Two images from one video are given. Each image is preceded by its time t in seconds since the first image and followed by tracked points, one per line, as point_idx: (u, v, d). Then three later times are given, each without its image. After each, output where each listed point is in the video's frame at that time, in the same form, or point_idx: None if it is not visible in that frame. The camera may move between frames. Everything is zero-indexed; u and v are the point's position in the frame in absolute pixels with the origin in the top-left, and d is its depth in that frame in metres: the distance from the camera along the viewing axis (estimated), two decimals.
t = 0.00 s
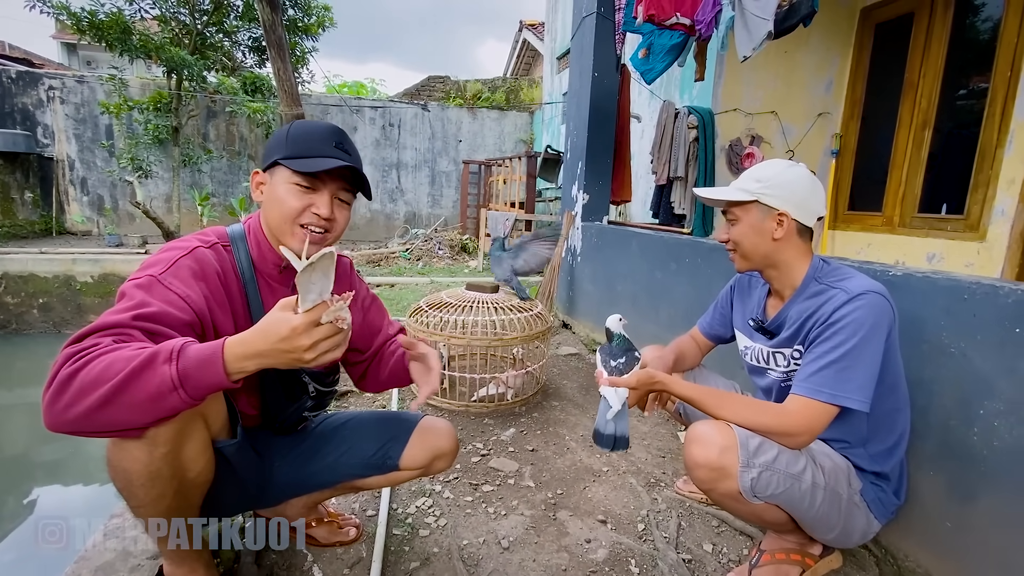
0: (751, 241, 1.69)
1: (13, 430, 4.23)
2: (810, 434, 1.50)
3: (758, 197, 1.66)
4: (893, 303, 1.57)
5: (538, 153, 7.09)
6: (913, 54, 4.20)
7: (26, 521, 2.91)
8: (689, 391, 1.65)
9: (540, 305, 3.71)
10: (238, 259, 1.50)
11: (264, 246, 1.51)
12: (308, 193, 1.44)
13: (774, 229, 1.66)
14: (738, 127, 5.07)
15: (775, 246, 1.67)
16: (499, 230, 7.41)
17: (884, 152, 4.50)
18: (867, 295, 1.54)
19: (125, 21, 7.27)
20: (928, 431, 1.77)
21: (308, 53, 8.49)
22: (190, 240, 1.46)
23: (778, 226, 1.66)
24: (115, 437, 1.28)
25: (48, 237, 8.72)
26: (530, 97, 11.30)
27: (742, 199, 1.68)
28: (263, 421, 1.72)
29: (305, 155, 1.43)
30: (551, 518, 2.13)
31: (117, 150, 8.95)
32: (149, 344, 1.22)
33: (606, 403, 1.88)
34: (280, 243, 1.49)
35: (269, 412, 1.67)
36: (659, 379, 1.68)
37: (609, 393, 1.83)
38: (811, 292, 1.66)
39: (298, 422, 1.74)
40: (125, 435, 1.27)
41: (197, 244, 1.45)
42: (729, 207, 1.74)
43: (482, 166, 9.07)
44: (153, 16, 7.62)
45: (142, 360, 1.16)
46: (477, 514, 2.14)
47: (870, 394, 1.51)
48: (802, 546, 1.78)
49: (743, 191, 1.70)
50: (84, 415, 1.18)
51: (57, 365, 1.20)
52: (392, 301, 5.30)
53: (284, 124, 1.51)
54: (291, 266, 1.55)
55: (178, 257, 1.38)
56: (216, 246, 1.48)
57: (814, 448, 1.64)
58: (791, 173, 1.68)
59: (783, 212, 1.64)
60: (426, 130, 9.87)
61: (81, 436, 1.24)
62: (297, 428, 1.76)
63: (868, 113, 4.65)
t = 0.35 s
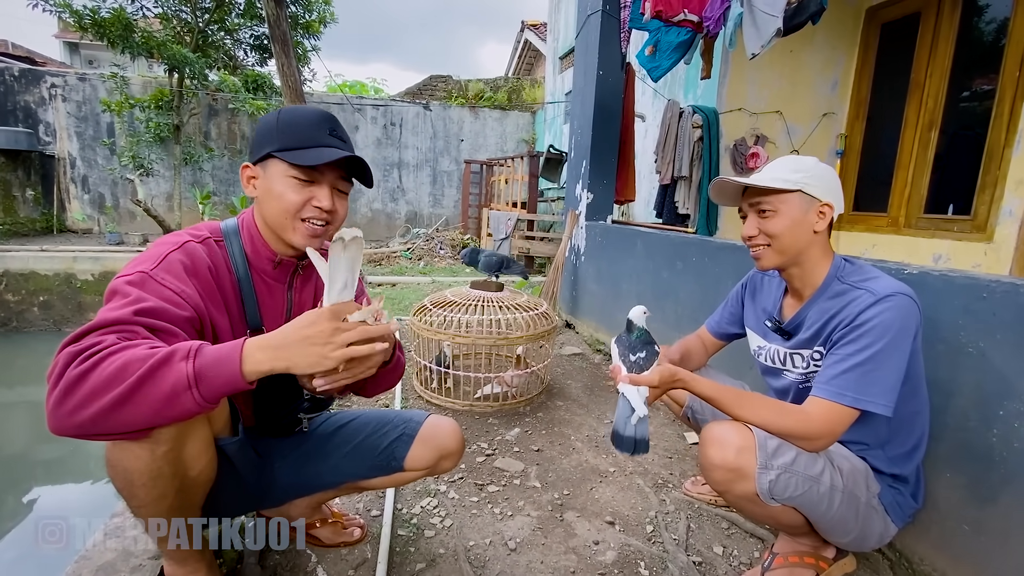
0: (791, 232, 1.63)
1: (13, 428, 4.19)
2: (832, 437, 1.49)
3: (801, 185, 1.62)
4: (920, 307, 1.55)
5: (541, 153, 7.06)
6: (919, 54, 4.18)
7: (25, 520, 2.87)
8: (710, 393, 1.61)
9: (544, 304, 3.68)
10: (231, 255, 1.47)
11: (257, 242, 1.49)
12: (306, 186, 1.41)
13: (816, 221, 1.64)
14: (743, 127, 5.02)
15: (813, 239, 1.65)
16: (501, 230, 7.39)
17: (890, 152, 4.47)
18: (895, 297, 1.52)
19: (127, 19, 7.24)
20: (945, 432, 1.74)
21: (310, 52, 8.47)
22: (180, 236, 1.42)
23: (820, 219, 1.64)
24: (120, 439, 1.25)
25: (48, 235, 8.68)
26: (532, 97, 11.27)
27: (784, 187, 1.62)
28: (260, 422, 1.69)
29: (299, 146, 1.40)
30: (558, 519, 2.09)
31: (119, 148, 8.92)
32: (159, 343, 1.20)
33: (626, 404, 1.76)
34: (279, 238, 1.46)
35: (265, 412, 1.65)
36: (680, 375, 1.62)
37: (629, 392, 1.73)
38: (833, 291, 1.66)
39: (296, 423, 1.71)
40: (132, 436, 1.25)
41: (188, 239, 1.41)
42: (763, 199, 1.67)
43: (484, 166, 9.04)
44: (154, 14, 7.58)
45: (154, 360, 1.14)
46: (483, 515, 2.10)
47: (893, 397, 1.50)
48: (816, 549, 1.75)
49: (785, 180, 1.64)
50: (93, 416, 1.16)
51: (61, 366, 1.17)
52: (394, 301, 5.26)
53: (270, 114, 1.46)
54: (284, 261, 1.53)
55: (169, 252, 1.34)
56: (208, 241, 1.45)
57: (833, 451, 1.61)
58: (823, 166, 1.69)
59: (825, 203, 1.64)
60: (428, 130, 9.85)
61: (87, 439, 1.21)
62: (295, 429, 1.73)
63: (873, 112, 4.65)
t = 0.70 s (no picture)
0: (800, 234, 1.62)
1: (18, 427, 4.21)
2: (824, 436, 1.49)
3: (808, 186, 1.61)
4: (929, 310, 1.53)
5: (545, 154, 7.05)
6: (925, 56, 4.16)
7: (29, 519, 2.88)
8: (705, 396, 1.57)
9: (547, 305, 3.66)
10: (227, 256, 1.47)
11: (254, 243, 1.50)
12: (322, 180, 1.46)
13: (823, 222, 1.62)
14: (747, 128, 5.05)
15: (820, 241, 1.64)
16: (505, 231, 7.39)
17: (896, 154, 4.45)
18: (904, 300, 1.50)
19: (133, 20, 7.27)
20: (953, 435, 1.72)
21: (314, 53, 8.49)
22: (176, 236, 1.41)
23: (827, 219, 1.63)
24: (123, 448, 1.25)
25: (54, 235, 8.73)
26: (536, 98, 11.26)
27: (790, 188, 1.60)
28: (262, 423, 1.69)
29: (305, 142, 1.43)
30: (560, 521, 2.08)
31: (125, 149, 8.95)
32: (158, 347, 1.20)
33: (618, 421, 1.73)
34: (300, 236, 1.50)
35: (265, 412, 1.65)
36: (672, 382, 1.60)
37: (621, 408, 1.71)
38: (841, 292, 1.64)
39: (297, 425, 1.70)
40: (136, 443, 1.24)
41: (184, 240, 1.40)
42: (770, 200, 1.65)
43: (488, 167, 9.03)
44: (160, 15, 7.61)
45: (155, 363, 1.14)
46: (485, 516, 2.09)
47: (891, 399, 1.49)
48: (821, 552, 1.73)
49: (793, 180, 1.62)
50: (95, 423, 1.15)
51: (58, 376, 1.17)
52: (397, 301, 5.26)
53: (256, 115, 1.43)
54: (282, 261, 1.53)
55: (164, 254, 1.33)
56: (204, 243, 1.44)
57: (834, 452, 1.60)
58: (831, 166, 1.67)
59: (833, 204, 1.62)
60: (432, 131, 9.86)
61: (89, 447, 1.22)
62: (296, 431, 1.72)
63: (879, 113, 4.60)
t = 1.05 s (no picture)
0: (769, 241, 1.65)
1: (28, 427, 4.26)
2: (825, 441, 1.47)
3: (782, 194, 1.63)
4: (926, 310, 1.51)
5: (549, 156, 7.06)
6: (933, 56, 4.12)
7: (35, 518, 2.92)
8: (700, 399, 1.59)
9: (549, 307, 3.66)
10: (221, 261, 1.48)
11: (247, 246, 1.52)
12: (319, 181, 1.49)
13: (796, 230, 1.62)
14: (752, 129, 4.94)
15: (794, 248, 1.64)
16: (510, 233, 7.40)
17: (903, 155, 4.41)
18: (899, 300, 1.48)
19: (142, 25, 7.37)
20: (954, 439, 1.70)
21: (321, 56, 8.55)
22: (170, 243, 1.43)
23: (800, 227, 1.62)
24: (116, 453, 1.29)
25: (66, 237, 8.84)
26: (541, 100, 11.26)
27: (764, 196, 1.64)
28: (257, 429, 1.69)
29: (296, 146, 1.46)
30: (558, 523, 2.07)
31: (135, 152, 9.06)
32: (163, 365, 1.24)
33: (614, 423, 1.75)
34: (299, 238, 1.52)
35: (259, 418, 1.64)
36: (667, 385, 1.62)
37: (616, 409, 1.73)
38: (836, 295, 1.62)
39: (293, 429, 1.70)
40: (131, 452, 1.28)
41: (177, 246, 1.42)
42: (750, 205, 1.70)
43: (493, 170, 9.04)
44: (170, 20, 7.70)
45: (166, 388, 1.18)
46: (484, 519, 2.09)
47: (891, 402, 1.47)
48: (820, 557, 1.72)
49: (766, 188, 1.66)
50: (98, 435, 1.19)
51: (53, 383, 1.17)
52: (401, 303, 5.28)
53: (246, 121, 1.44)
54: (276, 263, 1.55)
55: (160, 261, 1.36)
56: (198, 248, 1.46)
57: (834, 456, 1.58)
58: (819, 172, 1.63)
59: (806, 213, 1.60)
60: (438, 133, 9.89)
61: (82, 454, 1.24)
62: (294, 433, 1.72)
63: (886, 114, 4.59)
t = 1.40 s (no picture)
0: (766, 251, 1.63)
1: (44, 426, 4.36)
2: (836, 447, 1.41)
3: (774, 204, 1.59)
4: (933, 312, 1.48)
5: (556, 158, 7.07)
6: (943, 53, 4.07)
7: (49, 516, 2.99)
8: (710, 393, 1.52)
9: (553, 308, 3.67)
10: (223, 263, 1.51)
11: (248, 247, 1.54)
12: (318, 182, 1.52)
13: (792, 238, 1.59)
14: (759, 129, 4.90)
15: (792, 257, 1.61)
16: (517, 235, 7.42)
17: (914, 153, 4.36)
18: (906, 302, 1.45)
19: (156, 33, 7.51)
20: (955, 438, 1.68)
21: (330, 62, 8.65)
22: (173, 246, 1.46)
23: (795, 236, 1.59)
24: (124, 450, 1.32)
25: (83, 241, 9.03)
26: (549, 102, 11.27)
27: (756, 207, 1.62)
28: (259, 424, 1.73)
29: (293, 148, 1.49)
30: (558, 522, 2.08)
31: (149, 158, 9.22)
32: (174, 364, 1.28)
33: (620, 403, 1.76)
34: (299, 240, 1.56)
35: (263, 413, 1.69)
36: (677, 376, 1.56)
37: (624, 392, 1.71)
38: (840, 298, 1.59)
39: (295, 425, 1.75)
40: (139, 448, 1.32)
41: (180, 249, 1.45)
42: (743, 213, 1.68)
43: (501, 172, 9.07)
44: (183, 28, 7.83)
45: (179, 385, 1.23)
46: (483, 517, 2.11)
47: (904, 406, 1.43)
48: (819, 557, 1.71)
49: (758, 197, 1.63)
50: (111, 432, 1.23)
51: (66, 382, 1.20)
52: (408, 305, 5.32)
53: (246, 126, 1.48)
54: (277, 264, 1.58)
55: (165, 263, 1.39)
56: (200, 251, 1.49)
57: (837, 457, 1.55)
58: (812, 176, 1.59)
59: (800, 221, 1.57)
60: (446, 136, 9.95)
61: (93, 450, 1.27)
62: (295, 430, 1.76)
63: (896, 112, 4.55)
